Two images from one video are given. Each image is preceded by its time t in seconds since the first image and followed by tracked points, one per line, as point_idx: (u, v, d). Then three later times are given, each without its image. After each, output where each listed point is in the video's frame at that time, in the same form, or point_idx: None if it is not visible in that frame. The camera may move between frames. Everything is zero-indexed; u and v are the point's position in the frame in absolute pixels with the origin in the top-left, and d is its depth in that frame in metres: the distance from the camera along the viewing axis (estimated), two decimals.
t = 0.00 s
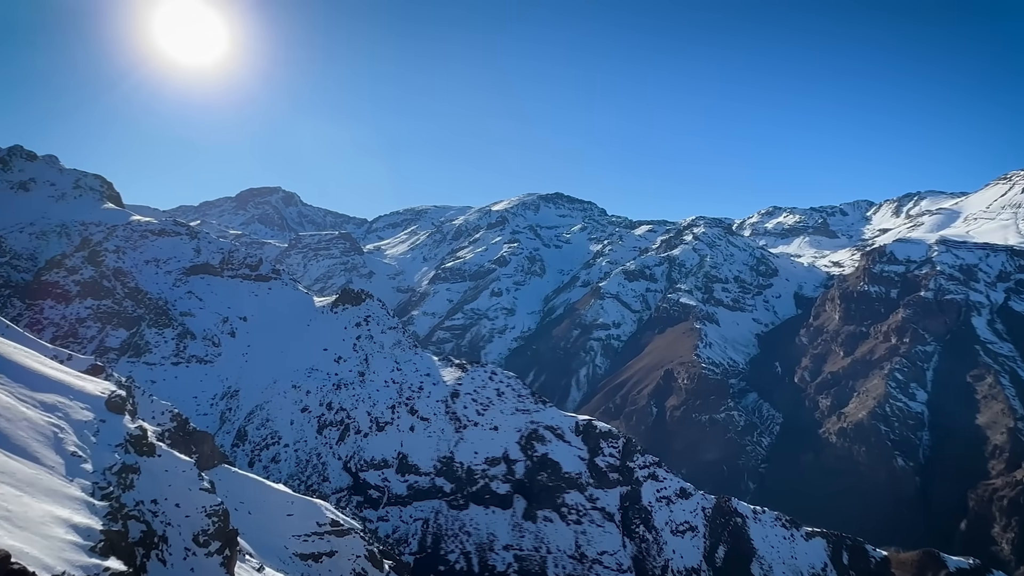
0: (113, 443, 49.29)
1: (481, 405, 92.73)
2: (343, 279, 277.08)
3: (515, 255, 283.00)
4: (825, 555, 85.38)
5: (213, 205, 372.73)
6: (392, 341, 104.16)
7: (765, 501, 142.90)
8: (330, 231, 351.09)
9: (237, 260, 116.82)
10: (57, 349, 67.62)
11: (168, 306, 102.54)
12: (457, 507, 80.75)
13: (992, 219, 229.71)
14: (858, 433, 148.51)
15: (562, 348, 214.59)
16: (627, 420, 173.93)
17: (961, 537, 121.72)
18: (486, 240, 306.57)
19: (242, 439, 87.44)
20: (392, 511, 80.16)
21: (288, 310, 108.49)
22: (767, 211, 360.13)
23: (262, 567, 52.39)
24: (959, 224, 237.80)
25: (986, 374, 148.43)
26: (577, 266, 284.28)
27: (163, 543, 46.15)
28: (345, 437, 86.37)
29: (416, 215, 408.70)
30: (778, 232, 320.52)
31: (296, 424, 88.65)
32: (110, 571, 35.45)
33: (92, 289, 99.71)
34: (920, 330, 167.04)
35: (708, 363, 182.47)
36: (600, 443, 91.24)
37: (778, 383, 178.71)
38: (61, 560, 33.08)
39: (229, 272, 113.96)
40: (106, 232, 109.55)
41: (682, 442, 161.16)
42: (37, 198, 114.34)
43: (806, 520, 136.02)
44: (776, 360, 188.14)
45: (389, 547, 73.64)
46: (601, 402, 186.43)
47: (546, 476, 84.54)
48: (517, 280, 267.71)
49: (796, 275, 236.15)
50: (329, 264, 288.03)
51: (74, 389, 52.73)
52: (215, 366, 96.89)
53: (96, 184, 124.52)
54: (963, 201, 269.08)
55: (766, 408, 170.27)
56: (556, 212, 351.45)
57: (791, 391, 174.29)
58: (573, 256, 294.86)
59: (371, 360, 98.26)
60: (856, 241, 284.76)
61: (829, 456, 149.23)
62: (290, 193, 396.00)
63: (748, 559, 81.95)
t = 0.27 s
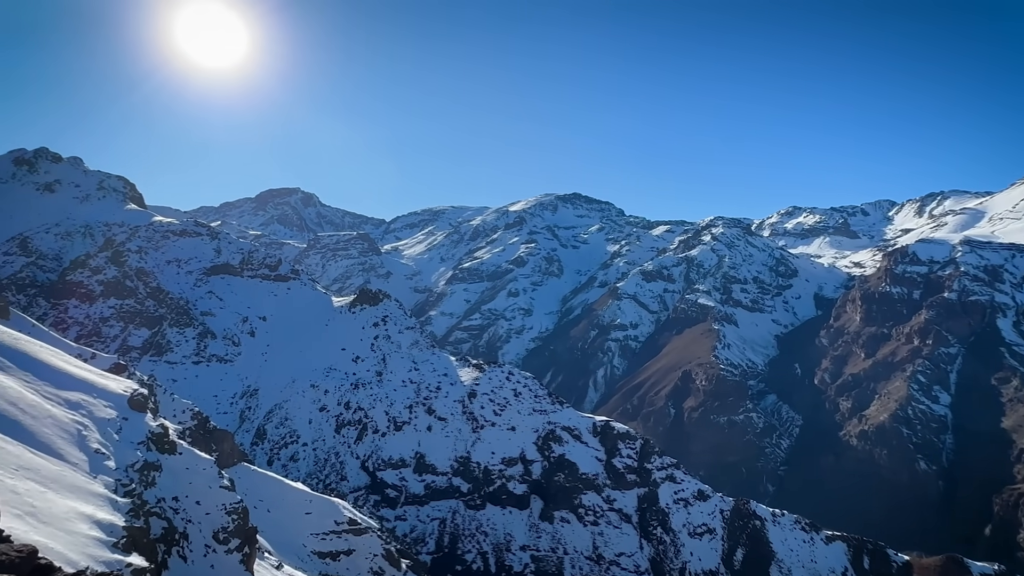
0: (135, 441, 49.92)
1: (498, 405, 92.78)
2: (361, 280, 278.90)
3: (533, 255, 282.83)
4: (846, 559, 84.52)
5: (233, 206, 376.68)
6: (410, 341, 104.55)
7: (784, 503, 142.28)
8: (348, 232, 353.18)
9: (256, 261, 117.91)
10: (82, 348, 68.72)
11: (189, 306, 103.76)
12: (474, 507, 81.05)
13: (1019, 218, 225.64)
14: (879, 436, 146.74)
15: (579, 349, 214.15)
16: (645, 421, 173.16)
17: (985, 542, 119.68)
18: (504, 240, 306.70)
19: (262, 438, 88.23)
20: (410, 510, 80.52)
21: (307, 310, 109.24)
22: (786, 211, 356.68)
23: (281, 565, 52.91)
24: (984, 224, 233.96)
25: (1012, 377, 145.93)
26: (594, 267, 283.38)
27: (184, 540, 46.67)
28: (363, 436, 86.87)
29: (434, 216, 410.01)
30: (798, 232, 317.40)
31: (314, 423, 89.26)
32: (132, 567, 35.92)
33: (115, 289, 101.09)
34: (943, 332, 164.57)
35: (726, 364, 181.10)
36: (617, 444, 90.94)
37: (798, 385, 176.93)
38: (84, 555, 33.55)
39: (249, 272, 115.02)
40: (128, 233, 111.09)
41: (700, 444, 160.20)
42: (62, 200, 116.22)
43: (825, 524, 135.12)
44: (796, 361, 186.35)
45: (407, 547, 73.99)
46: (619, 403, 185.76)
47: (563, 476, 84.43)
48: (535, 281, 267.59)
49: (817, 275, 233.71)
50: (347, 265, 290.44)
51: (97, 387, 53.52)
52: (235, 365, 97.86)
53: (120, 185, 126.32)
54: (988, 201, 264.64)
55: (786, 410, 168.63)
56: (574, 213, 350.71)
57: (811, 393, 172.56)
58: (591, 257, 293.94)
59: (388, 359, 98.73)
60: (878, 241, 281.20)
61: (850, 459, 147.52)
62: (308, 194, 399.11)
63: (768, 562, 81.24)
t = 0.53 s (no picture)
0: (156, 439, 50.50)
1: (515, 405, 92.80)
2: (378, 280, 279.77)
3: (549, 256, 282.54)
4: (866, 563, 83.66)
5: (252, 207, 380.33)
6: (426, 341, 104.93)
7: (802, 506, 141.38)
8: (365, 232, 355.25)
9: (275, 261, 118.81)
10: (104, 346, 69.78)
11: (209, 306, 104.94)
12: (490, 507, 81.09)
13: None
14: (900, 438, 144.95)
15: (596, 349, 213.64)
16: (662, 422, 172.31)
17: (1008, 547, 117.63)
18: (520, 240, 306.65)
19: (280, 437, 88.84)
20: (426, 510, 80.71)
21: (325, 310, 109.96)
22: (806, 211, 353.19)
23: (299, 563, 53.46)
24: (1009, 224, 230.04)
25: None
26: (611, 267, 282.33)
27: (203, 537, 47.10)
28: (380, 435, 87.28)
29: (451, 216, 411.16)
30: (818, 232, 314.25)
31: (332, 422, 89.77)
32: (153, 563, 36.37)
33: (137, 288, 102.36)
34: (966, 333, 162.04)
35: (744, 366, 179.69)
36: (634, 445, 90.48)
37: (817, 386, 175.14)
38: (106, 551, 33.99)
39: (267, 272, 116.03)
40: (150, 233, 112.73)
41: (718, 446, 159.10)
42: (86, 200, 118.07)
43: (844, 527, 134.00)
44: (815, 363, 184.48)
45: (423, 546, 74.21)
46: (635, 404, 185.01)
47: (579, 477, 84.23)
48: (551, 281, 267.35)
49: (837, 276, 231.27)
50: (365, 265, 291.28)
51: (119, 386, 54.31)
52: (254, 364, 98.83)
53: (141, 186, 128.09)
54: (1013, 200, 260.14)
55: (805, 412, 166.93)
56: (591, 213, 349.83)
57: (830, 395, 170.81)
58: (608, 257, 292.93)
59: (405, 359, 99.17)
60: (900, 242, 277.50)
61: (870, 461, 145.76)
62: (326, 195, 401.92)
63: (787, 565, 80.51)
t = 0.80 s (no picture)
0: (176, 437, 51.10)
1: (530, 406, 92.80)
2: (395, 280, 280.49)
3: (566, 256, 282.02)
4: (887, 568, 83.09)
5: (270, 208, 383.58)
6: (443, 341, 105.38)
7: (822, 510, 139.66)
8: (382, 232, 356.91)
9: (293, 261, 120.08)
10: (126, 345, 70.76)
11: (228, 306, 106.04)
12: (506, 507, 81.03)
13: None
14: (922, 441, 143.13)
15: (612, 350, 212.97)
16: (679, 424, 171.22)
17: None
18: (537, 241, 306.42)
19: (298, 435, 89.31)
20: (442, 510, 80.86)
21: (342, 310, 110.78)
22: (825, 211, 349.66)
23: (316, 561, 53.94)
24: None
25: None
26: (628, 267, 281.09)
27: (222, 534, 47.56)
28: (396, 435, 87.68)
29: (467, 217, 412.04)
30: (838, 233, 311.00)
31: (349, 422, 90.20)
32: (173, 559, 36.83)
33: (158, 288, 103.50)
34: (990, 335, 159.39)
35: (762, 367, 178.16)
36: (651, 446, 90.26)
37: (837, 388, 173.34)
38: (128, 547, 34.42)
39: (286, 272, 117.23)
40: (170, 234, 114.23)
41: (736, 448, 157.84)
42: (108, 202, 119.72)
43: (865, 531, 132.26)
44: (835, 365, 182.53)
45: (439, 546, 74.32)
46: (652, 405, 184.05)
47: (595, 478, 83.98)
48: (568, 282, 266.91)
49: (857, 277, 228.80)
50: (382, 266, 291.70)
51: (140, 384, 55.04)
52: (272, 363, 99.66)
53: (162, 188, 129.69)
54: None
55: (824, 414, 165.20)
56: (607, 213, 348.82)
57: (850, 398, 169.06)
58: (624, 257, 291.76)
59: (421, 359, 99.63)
60: (921, 242, 273.78)
61: (891, 464, 144.59)
62: (344, 196, 404.48)
63: (805, 569, 79.96)
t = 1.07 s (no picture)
0: (195, 435, 51.65)
1: (547, 406, 92.74)
2: (412, 280, 281.55)
3: (582, 257, 281.38)
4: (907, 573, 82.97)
5: (288, 208, 386.75)
6: (459, 342, 105.77)
7: (841, 513, 138.39)
8: (398, 233, 358.49)
9: (312, 262, 122.67)
10: (147, 344, 71.68)
11: (247, 305, 107.17)
12: (522, 507, 80.99)
13: None
14: (943, 445, 141.41)
15: (628, 351, 212.26)
16: (696, 425, 170.17)
17: None
18: (553, 241, 306.07)
19: (315, 434, 89.77)
20: (458, 510, 80.97)
21: (359, 310, 111.67)
22: (845, 211, 345.90)
23: (333, 560, 54.30)
24: None
25: None
26: (645, 267, 279.74)
27: (241, 532, 47.97)
28: (413, 434, 88.04)
29: (483, 218, 412.66)
30: (858, 233, 307.62)
31: (366, 421, 90.63)
32: (192, 556, 37.18)
33: (178, 288, 104.66)
34: (1014, 337, 156.22)
35: (780, 368, 176.62)
36: (667, 447, 90.16)
37: (856, 390, 171.58)
38: (148, 543, 34.80)
39: (305, 272, 119.06)
40: (191, 235, 115.68)
41: (753, 450, 156.64)
42: (130, 202, 121.37)
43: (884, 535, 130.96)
44: (854, 367, 180.67)
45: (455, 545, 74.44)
46: (669, 406, 183.14)
47: (612, 479, 83.75)
48: (584, 282, 266.36)
49: (877, 278, 226.27)
50: (399, 266, 293.18)
51: (161, 382, 55.71)
52: (290, 363, 100.43)
53: (182, 188, 131.24)
54: None
55: (843, 416, 163.54)
56: (624, 213, 347.64)
57: (870, 400, 167.35)
58: (641, 258, 290.56)
59: (438, 359, 100.02)
60: (944, 242, 269.92)
61: (911, 468, 143.28)
62: (361, 196, 406.86)
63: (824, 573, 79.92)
